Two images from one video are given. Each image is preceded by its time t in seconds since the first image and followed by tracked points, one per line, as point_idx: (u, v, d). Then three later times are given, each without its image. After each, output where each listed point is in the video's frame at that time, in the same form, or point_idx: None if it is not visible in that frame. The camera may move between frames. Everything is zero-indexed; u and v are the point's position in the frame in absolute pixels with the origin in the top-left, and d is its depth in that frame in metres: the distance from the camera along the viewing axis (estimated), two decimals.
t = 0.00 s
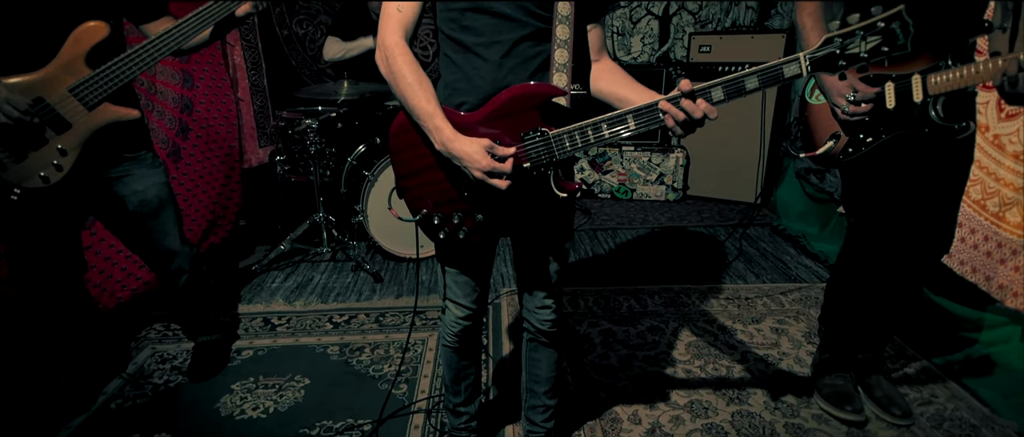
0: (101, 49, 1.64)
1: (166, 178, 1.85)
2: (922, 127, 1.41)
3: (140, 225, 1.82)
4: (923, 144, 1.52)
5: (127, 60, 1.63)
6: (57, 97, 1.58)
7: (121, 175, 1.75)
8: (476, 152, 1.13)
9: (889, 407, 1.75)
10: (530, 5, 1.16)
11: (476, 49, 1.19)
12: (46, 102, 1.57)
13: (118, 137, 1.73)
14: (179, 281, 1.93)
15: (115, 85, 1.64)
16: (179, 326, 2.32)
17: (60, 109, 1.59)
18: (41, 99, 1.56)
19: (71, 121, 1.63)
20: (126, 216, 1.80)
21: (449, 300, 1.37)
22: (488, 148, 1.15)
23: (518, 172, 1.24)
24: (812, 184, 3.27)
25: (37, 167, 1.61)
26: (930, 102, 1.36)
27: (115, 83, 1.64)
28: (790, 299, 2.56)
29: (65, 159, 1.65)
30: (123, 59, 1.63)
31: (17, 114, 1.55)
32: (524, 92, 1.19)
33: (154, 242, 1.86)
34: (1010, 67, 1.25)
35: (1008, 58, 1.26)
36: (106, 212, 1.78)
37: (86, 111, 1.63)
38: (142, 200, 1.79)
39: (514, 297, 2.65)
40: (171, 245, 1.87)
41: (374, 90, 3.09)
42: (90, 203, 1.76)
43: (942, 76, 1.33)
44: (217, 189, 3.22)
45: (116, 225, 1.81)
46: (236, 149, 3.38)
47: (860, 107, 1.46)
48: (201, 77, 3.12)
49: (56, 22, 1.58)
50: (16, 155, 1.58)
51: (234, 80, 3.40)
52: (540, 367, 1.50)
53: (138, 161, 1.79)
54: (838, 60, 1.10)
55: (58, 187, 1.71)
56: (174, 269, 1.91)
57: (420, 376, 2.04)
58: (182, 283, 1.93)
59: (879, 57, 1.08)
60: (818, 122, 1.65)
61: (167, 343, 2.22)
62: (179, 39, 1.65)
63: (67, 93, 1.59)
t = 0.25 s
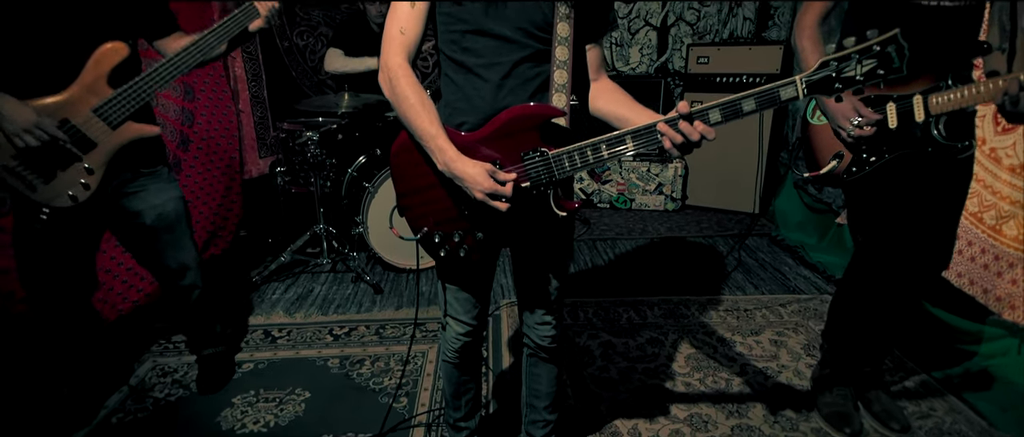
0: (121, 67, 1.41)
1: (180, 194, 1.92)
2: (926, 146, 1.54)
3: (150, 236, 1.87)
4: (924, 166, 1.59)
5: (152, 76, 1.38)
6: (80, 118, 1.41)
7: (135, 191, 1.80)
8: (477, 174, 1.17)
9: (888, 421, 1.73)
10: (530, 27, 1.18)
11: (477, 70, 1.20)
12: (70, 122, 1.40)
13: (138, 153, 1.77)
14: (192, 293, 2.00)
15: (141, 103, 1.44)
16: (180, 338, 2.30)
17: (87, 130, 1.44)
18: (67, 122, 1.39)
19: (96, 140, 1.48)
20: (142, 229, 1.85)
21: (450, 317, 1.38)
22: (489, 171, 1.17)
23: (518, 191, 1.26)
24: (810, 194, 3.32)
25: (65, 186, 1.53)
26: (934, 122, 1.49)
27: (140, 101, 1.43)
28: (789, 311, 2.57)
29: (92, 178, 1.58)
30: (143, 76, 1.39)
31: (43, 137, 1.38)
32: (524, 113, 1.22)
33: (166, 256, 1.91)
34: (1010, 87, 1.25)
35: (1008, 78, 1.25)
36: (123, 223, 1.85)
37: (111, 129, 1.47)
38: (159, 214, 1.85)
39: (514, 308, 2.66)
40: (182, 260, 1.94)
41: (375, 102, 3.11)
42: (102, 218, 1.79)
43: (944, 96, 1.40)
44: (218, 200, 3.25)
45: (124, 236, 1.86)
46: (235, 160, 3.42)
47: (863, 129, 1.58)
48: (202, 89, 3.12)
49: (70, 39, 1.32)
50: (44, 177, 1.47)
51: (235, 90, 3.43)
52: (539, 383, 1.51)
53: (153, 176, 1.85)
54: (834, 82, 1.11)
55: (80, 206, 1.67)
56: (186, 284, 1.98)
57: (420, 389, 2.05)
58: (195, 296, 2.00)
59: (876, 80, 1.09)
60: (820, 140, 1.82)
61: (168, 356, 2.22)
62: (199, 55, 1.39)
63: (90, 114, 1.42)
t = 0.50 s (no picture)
0: (144, 75, 1.63)
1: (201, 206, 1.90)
2: (924, 160, 1.47)
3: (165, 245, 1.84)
4: (919, 181, 1.53)
5: (172, 88, 1.59)
6: (104, 126, 1.59)
7: (157, 202, 1.79)
8: (477, 196, 1.18)
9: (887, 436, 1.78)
10: (531, 51, 1.19)
11: (477, 92, 1.22)
12: (94, 130, 1.57)
13: (155, 164, 1.78)
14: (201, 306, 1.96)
15: (161, 110, 1.64)
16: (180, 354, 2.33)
17: (109, 138, 1.61)
18: (89, 128, 1.56)
19: (118, 148, 1.64)
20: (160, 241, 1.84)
21: (450, 335, 1.38)
22: (489, 191, 1.19)
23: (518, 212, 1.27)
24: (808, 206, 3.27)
25: (84, 193, 1.64)
26: (929, 137, 1.43)
27: (160, 109, 1.63)
28: (788, 324, 2.57)
29: (113, 183, 1.67)
30: (167, 84, 1.59)
31: (65, 144, 1.53)
32: (524, 135, 1.24)
33: (182, 267, 1.88)
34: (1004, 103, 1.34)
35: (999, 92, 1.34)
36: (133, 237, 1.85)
37: (133, 138, 1.65)
38: (178, 226, 1.83)
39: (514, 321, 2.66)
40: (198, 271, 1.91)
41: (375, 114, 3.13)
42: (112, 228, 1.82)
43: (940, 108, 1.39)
44: (217, 211, 3.21)
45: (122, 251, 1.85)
46: (235, 174, 3.43)
47: (863, 142, 1.48)
48: (203, 101, 3.11)
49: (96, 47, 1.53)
50: (65, 182, 1.60)
51: (236, 102, 3.48)
52: (539, 400, 1.51)
53: (177, 187, 1.83)
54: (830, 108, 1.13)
55: (101, 213, 1.75)
56: (199, 297, 1.94)
57: (419, 404, 2.05)
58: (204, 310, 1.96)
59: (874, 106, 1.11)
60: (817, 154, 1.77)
61: (167, 370, 2.22)
62: (218, 65, 1.59)
63: (113, 121, 1.59)
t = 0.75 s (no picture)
0: (160, 99, 1.76)
1: (215, 223, 1.90)
2: (914, 171, 1.51)
3: (172, 263, 1.85)
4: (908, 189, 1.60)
5: (183, 113, 1.76)
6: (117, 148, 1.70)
7: (170, 219, 1.81)
8: (476, 216, 1.18)
9: None
10: (529, 74, 1.22)
11: (476, 114, 1.23)
12: (108, 150, 1.69)
13: (170, 184, 1.81)
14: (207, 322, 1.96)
15: (172, 134, 1.76)
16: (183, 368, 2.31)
17: (122, 158, 1.72)
18: (103, 148, 1.68)
19: (129, 168, 1.74)
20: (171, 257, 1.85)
21: (450, 355, 1.38)
22: (488, 211, 1.19)
23: (518, 233, 1.28)
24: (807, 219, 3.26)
25: (97, 210, 1.73)
26: (916, 149, 1.46)
27: (169, 134, 1.76)
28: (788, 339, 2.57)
29: (122, 201, 1.75)
30: (179, 110, 1.76)
31: (84, 162, 1.67)
32: (524, 159, 1.25)
33: (191, 283, 1.88)
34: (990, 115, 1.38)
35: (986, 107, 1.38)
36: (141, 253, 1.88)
37: (143, 159, 1.74)
38: (190, 243, 1.84)
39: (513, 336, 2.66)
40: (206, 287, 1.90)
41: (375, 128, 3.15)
42: (126, 251, 1.85)
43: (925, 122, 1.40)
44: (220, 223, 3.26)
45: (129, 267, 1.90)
46: (239, 185, 3.48)
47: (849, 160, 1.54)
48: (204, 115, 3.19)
49: (119, 72, 1.68)
50: (81, 198, 1.71)
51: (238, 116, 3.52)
52: (539, 420, 1.50)
53: (192, 206, 1.85)
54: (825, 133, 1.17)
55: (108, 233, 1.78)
56: (205, 313, 1.93)
57: (418, 421, 2.04)
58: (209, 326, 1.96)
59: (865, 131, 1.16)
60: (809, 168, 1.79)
61: (166, 386, 2.21)
62: (230, 90, 1.84)
63: (126, 142, 1.70)
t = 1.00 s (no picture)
0: (163, 120, 1.77)
1: (209, 240, 1.87)
2: (888, 195, 1.62)
3: (167, 279, 1.83)
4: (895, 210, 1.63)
5: (183, 135, 1.80)
6: (119, 164, 1.74)
7: (166, 235, 1.81)
8: (475, 246, 1.20)
9: None
10: (528, 99, 1.24)
11: (475, 139, 1.25)
12: (110, 167, 1.73)
13: (164, 204, 1.81)
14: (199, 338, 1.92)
15: (172, 154, 1.81)
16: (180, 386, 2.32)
17: (122, 174, 1.75)
18: (106, 164, 1.72)
19: (129, 185, 1.77)
20: (165, 272, 1.84)
21: (449, 377, 1.38)
22: (488, 243, 1.21)
23: (517, 256, 1.29)
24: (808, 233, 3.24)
25: (95, 222, 1.75)
26: (892, 174, 1.57)
27: (169, 154, 1.80)
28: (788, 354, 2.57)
29: (120, 217, 1.78)
30: (180, 130, 1.81)
31: (87, 175, 1.71)
32: (522, 182, 1.26)
33: (182, 300, 1.86)
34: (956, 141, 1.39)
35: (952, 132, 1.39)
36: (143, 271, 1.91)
37: (143, 177, 1.78)
38: (182, 260, 1.82)
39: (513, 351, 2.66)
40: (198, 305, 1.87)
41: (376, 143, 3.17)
42: (126, 266, 1.86)
43: (897, 148, 1.43)
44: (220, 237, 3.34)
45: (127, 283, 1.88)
46: (239, 197, 3.55)
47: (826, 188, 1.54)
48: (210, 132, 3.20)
49: (127, 92, 1.68)
50: (81, 209, 1.74)
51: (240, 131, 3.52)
52: None
53: (187, 222, 1.84)
54: (819, 159, 1.25)
55: (106, 250, 1.81)
56: (198, 329, 1.90)
57: None
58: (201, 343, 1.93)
59: (859, 155, 1.26)
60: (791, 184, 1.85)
61: (166, 403, 2.21)
62: (238, 111, 1.90)
63: (128, 161, 1.75)
